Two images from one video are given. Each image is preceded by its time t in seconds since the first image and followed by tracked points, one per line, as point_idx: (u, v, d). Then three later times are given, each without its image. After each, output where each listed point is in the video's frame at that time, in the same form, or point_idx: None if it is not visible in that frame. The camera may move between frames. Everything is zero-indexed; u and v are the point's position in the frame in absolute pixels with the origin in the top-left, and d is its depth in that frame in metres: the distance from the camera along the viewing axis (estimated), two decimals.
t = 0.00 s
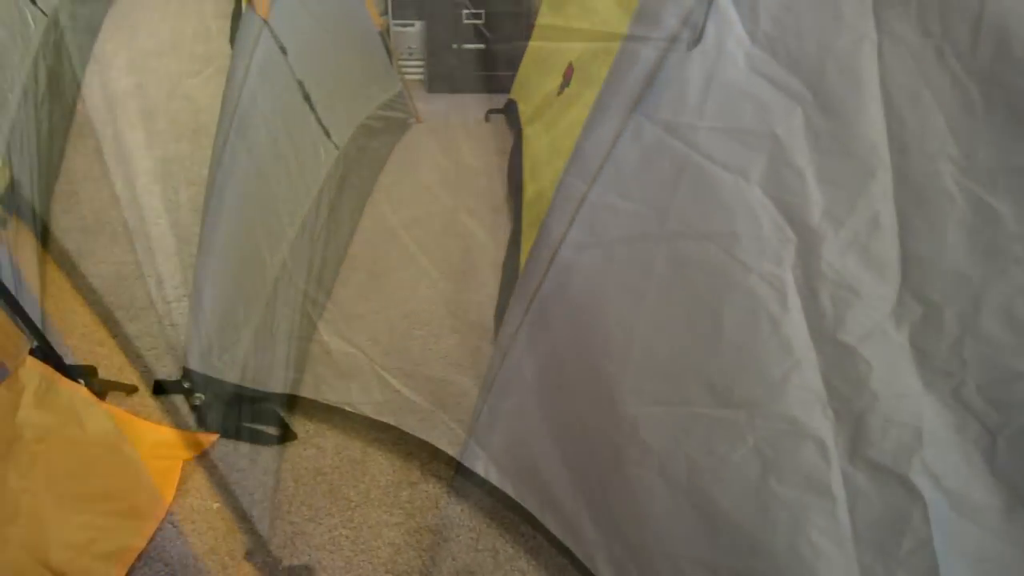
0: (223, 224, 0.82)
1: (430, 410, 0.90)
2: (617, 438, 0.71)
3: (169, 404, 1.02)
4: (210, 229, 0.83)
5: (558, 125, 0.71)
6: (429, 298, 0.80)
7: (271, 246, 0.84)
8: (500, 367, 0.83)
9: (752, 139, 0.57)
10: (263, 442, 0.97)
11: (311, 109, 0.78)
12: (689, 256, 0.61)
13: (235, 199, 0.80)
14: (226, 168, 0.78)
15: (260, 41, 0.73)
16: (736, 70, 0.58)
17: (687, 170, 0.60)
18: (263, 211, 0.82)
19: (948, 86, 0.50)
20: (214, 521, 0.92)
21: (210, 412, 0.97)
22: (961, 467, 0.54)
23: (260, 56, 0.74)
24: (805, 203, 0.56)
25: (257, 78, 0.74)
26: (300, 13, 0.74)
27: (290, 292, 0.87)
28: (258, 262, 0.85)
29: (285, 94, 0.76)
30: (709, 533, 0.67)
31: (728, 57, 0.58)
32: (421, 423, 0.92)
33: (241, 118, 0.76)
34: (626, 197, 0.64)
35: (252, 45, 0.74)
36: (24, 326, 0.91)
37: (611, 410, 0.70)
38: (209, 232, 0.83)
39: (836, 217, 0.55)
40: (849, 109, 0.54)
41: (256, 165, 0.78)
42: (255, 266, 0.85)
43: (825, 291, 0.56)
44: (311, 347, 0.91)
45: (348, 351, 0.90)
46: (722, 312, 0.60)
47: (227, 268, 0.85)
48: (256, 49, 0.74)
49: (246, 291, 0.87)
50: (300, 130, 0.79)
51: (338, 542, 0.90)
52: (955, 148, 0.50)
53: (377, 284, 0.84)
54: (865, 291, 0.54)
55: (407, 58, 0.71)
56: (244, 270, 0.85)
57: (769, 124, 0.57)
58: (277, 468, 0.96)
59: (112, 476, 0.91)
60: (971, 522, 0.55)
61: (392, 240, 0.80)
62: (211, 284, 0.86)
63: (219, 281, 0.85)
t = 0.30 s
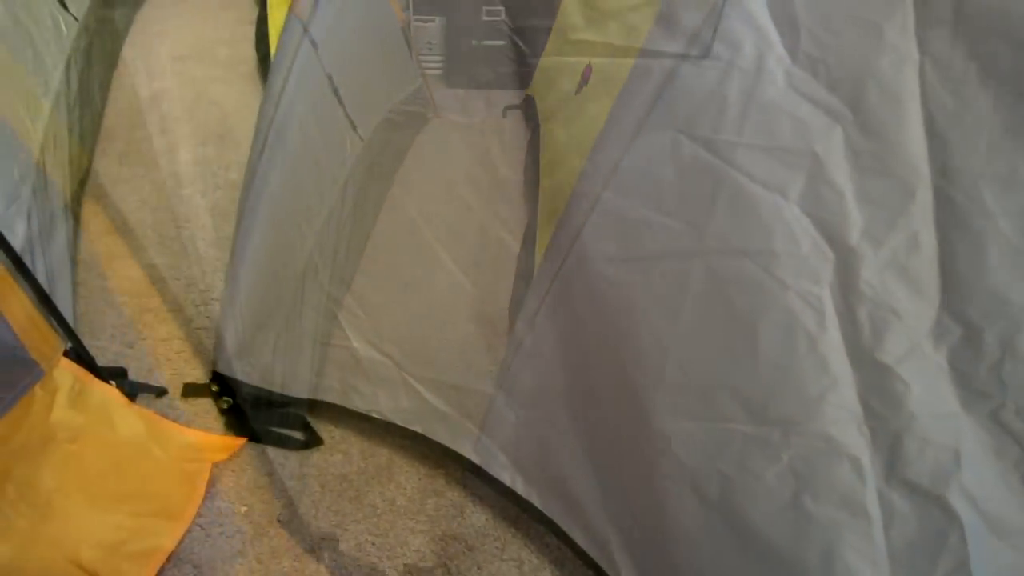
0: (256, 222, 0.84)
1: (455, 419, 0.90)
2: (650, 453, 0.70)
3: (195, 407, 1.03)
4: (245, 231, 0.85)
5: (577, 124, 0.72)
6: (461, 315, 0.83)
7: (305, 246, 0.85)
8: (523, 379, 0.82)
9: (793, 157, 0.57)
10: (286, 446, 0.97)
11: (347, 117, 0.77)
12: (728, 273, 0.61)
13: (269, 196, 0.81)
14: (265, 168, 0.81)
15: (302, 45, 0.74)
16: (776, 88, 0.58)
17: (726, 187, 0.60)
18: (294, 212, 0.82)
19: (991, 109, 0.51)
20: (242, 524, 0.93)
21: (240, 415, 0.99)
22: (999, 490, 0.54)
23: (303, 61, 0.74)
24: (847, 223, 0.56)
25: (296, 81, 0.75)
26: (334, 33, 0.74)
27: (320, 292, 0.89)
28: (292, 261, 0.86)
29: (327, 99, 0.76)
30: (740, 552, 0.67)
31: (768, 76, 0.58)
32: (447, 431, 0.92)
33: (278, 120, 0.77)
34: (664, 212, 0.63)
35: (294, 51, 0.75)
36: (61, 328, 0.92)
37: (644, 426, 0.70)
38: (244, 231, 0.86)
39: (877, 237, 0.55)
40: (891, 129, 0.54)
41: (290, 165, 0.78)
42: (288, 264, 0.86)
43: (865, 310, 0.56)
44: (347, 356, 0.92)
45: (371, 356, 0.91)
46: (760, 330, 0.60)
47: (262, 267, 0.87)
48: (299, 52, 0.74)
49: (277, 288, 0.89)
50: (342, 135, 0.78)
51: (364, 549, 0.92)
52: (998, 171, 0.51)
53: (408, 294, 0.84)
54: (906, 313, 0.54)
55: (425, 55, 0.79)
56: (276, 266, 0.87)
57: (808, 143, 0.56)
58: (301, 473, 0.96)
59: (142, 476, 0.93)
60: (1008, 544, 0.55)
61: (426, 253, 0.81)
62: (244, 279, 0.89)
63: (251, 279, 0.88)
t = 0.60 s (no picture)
0: (354, 231, 0.91)
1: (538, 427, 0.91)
2: (745, 475, 0.70)
3: (285, 401, 1.06)
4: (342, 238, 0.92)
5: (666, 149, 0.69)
6: (554, 328, 0.84)
7: (396, 258, 0.90)
8: (614, 392, 0.83)
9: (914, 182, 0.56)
10: (367, 445, 1.01)
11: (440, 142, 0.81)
12: (839, 300, 0.60)
13: (366, 209, 0.89)
14: (364, 182, 0.88)
15: (399, 76, 0.81)
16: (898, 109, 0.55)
17: (840, 212, 0.59)
18: (385, 227, 0.89)
19: None
20: (327, 518, 0.95)
21: (325, 413, 1.01)
22: None
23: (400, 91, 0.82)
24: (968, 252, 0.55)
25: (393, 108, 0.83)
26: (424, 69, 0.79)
27: (410, 297, 0.91)
28: (384, 272, 0.91)
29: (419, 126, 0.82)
30: None
31: (888, 97, 0.55)
32: (532, 440, 0.92)
33: (377, 141, 0.85)
34: (772, 234, 0.62)
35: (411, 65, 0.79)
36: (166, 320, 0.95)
37: (739, 448, 0.70)
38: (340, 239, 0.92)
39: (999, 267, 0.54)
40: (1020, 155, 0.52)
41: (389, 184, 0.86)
42: (380, 274, 0.92)
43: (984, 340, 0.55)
44: (434, 360, 0.94)
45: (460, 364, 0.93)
46: (870, 359, 0.60)
47: (356, 274, 0.93)
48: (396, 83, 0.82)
49: (367, 295, 0.94)
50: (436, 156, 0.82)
51: (445, 552, 0.93)
52: None
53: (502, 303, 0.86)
54: None
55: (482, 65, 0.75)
56: (369, 276, 0.93)
57: (929, 167, 0.55)
58: (385, 474, 0.98)
59: (235, 467, 0.96)
60: None
61: (523, 266, 0.83)
62: (336, 285, 0.95)
63: (345, 286, 0.94)
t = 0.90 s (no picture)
0: (433, 238, 0.88)
1: (607, 441, 0.90)
2: (828, 506, 0.68)
3: (350, 402, 1.07)
4: (420, 244, 0.90)
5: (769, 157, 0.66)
6: (631, 344, 0.83)
7: (474, 265, 0.89)
8: (689, 411, 0.81)
9: None
10: (432, 451, 1.00)
11: (524, 151, 0.79)
12: (945, 330, 0.59)
13: (447, 216, 0.87)
14: (446, 190, 0.85)
15: (490, 86, 0.78)
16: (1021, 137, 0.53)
17: (952, 241, 0.57)
18: (464, 235, 0.87)
19: None
20: (391, 523, 0.94)
21: (391, 416, 1.02)
22: None
23: (490, 101, 0.78)
24: None
25: (482, 118, 0.80)
26: (517, 80, 0.76)
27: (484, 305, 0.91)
28: (461, 278, 0.90)
29: (508, 137, 0.79)
30: None
31: (1011, 125, 0.53)
32: (601, 456, 0.91)
33: (463, 151, 0.82)
34: (876, 260, 0.61)
35: (493, 73, 0.78)
36: (242, 315, 0.97)
37: (825, 479, 0.68)
38: (417, 245, 0.90)
39: None
40: None
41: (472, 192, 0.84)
42: (456, 281, 0.91)
43: None
44: (504, 368, 0.94)
45: (533, 374, 0.92)
46: (974, 396, 0.58)
47: (432, 282, 0.91)
48: (487, 93, 0.79)
49: (442, 301, 0.93)
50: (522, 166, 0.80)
51: (507, 563, 0.91)
52: None
53: (578, 315, 0.85)
54: None
55: (575, 76, 0.73)
56: (444, 282, 0.91)
57: None
58: (446, 481, 0.98)
59: (303, 466, 0.95)
60: None
61: (603, 279, 0.82)
62: (409, 292, 0.92)
63: (419, 293, 0.92)
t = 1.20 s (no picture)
0: (474, 241, 0.88)
1: (644, 451, 0.89)
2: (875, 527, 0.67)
3: (384, 403, 1.07)
4: (461, 248, 0.89)
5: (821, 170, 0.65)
6: (672, 355, 0.82)
7: (514, 270, 0.89)
8: (730, 424, 0.80)
9: None
10: (465, 455, 1.00)
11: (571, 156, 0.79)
12: (1003, 352, 0.57)
13: (489, 219, 0.86)
14: (490, 194, 0.85)
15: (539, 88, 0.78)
16: None
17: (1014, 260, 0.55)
18: (506, 239, 0.87)
19: None
20: (423, 526, 0.93)
21: (425, 419, 1.02)
22: None
23: (538, 105, 0.78)
24: None
25: (531, 122, 0.79)
26: (568, 83, 0.76)
27: (524, 311, 0.91)
28: (501, 283, 0.90)
29: (557, 139, 0.79)
30: None
31: None
32: (636, 467, 0.90)
33: (510, 153, 0.82)
34: (932, 277, 0.59)
35: (543, 78, 0.78)
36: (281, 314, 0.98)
37: (872, 499, 0.67)
38: (458, 247, 0.90)
39: None
40: None
41: (516, 195, 0.84)
42: (497, 286, 0.90)
43: None
44: (541, 374, 0.93)
45: (571, 381, 0.92)
46: None
47: (470, 285, 0.91)
48: (537, 95, 0.78)
49: (480, 306, 0.92)
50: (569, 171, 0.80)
51: (539, 572, 0.90)
52: None
53: (619, 324, 0.85)
54: None
55: (627, 82, 0.73)
56: (483, 286, 0.91)
57: None
58: (479, 486, 0.97)
59: (337, 468, 0.95)
60: None
61: (646, 288, 0.81)
62: (448, 295, 0.92)
63: (459, 296, 0.92)
